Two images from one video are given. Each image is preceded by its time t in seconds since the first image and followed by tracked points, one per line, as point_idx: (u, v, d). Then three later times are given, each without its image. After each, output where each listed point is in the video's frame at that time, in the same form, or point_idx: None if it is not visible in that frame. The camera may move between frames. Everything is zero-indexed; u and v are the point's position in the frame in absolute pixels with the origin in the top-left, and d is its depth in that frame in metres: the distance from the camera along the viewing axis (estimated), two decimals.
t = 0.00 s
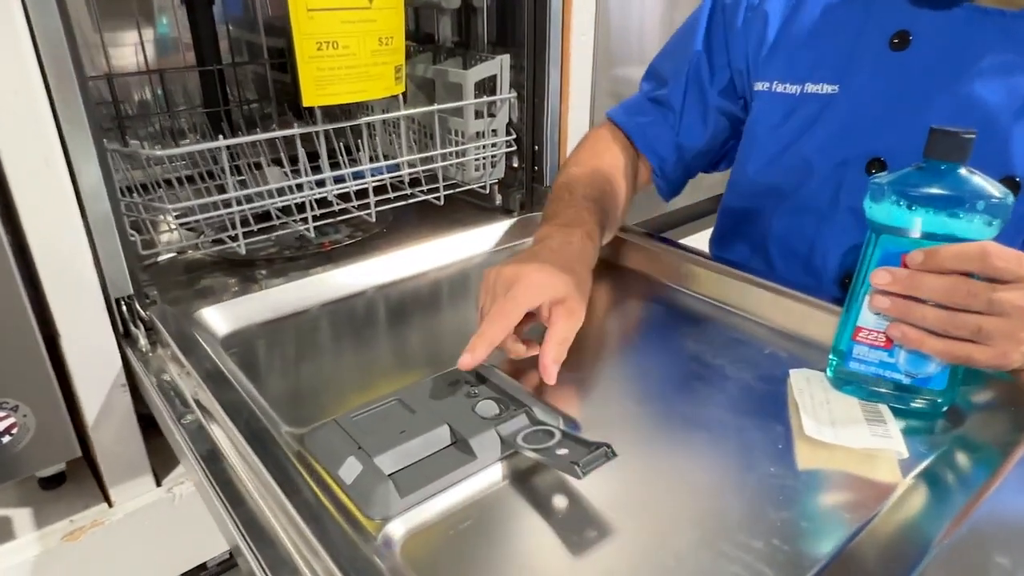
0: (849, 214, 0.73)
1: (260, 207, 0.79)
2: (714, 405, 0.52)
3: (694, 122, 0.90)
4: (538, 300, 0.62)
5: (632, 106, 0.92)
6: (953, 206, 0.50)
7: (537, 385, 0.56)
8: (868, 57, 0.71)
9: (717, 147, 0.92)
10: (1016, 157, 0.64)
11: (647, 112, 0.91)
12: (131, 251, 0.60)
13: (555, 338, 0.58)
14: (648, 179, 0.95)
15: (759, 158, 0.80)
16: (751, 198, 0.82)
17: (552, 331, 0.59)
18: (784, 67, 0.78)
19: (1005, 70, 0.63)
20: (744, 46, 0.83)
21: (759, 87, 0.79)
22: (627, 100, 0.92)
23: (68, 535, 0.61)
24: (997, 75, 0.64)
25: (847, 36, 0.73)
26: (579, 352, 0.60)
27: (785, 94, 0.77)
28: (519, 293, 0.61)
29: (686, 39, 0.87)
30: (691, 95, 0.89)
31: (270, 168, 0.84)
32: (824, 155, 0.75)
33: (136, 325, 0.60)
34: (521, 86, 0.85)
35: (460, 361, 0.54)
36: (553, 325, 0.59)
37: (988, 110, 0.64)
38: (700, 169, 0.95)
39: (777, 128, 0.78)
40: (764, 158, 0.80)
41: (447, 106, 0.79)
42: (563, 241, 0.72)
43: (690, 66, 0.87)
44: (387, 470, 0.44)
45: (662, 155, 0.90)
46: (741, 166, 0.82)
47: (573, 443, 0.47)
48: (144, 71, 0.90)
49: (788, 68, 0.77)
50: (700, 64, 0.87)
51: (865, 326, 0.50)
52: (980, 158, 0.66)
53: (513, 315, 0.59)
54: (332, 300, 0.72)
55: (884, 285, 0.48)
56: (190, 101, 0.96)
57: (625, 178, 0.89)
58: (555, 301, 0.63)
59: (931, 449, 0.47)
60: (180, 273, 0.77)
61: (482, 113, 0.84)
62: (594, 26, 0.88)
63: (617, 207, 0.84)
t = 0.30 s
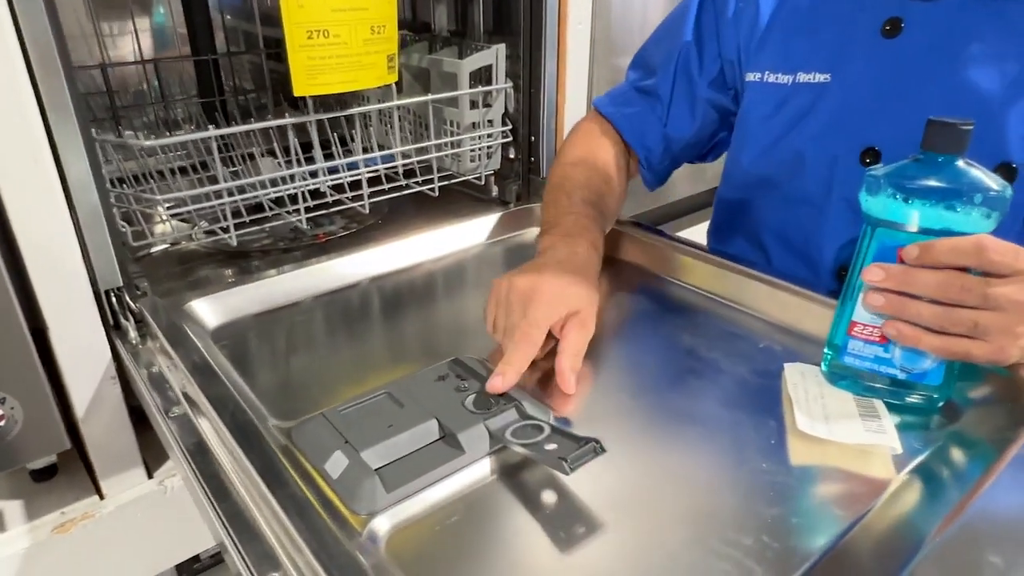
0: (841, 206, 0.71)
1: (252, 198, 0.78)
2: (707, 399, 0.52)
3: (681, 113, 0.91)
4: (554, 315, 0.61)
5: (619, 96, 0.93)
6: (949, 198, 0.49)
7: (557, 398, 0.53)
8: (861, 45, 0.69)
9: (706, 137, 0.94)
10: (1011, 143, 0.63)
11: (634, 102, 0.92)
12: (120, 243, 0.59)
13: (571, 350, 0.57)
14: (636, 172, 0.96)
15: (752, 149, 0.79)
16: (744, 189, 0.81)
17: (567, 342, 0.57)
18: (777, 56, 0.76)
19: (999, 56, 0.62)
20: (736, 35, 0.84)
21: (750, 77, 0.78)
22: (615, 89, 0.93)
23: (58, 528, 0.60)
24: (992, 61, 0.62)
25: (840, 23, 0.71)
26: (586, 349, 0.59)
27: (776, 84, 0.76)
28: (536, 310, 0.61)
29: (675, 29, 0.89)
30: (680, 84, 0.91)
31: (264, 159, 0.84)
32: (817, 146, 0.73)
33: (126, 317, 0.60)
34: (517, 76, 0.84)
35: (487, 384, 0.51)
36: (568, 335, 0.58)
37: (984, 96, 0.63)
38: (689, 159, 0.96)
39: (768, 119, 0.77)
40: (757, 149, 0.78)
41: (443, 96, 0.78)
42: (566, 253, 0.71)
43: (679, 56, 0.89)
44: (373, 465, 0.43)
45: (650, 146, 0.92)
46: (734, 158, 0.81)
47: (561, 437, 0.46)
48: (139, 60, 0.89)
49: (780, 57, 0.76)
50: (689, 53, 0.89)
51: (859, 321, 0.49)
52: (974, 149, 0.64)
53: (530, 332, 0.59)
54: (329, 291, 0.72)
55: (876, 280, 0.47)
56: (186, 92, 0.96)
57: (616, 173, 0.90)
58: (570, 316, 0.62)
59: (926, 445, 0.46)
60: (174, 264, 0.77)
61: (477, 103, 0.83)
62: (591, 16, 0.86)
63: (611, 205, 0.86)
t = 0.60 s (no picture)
0: (836, 199, 0.71)
1: (248, 192, 0.77)
2: (701, 395, 0.52)
3: (675, 106, 0.91)
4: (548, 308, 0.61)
5: (612, 92, 0.92)
6: (943, 194, 0.49)
7: (544, 392, 0.53)
8: (849, 34, 0.68)
9: (701, 131, 0.94)
10: (1003, 132, 0.61)
11: (628, 98, 0.92)
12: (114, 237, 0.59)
13: (560, 345, 0.57)
14: (633, 170, 0.96)
15: (744, 141, 0.78)
16: (737, 183, 0.81)
17: (557, 337, 0.57)
18: (767, 48, 0.76)
19: (988, 43, 0.62)
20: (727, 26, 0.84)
21: (741, 69, 0.77)
22: (609, 83, 0.93)
23: (53, 521, 0.61)
24: (981, 49, 0.62)
25: (829, 13, 0.71)
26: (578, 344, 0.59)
27: (767, 76, 0.76)
28: (530, 303, 0.61)
29: (667, 23, 0.89)
30: (673, 77, 0.91)
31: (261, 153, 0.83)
32: (808, 139, 0.72)
33: (120, 312, 0.60)
34: (515, 70, 0.83)
35: (481, 379, 0.51)
36: (558, 331, 0.58)
37: (973, 84, 0.62)
38: (685, 154, 0.96)
39: (759, 110, 0.76)
40: (749, 141, 0.77)
41: (439, 90, 0.78)
42: (562, 245, 0.72)
43: (672, 49, 0.89)
44: (364, 461, 0.43)
45: (645, 141, 0.92)
46: (728, 151, 0.80)
47: (553, 434, 0.47)
48: (136, 54, 0.89)
49: (770, 49, 0.75)
50: (681, 47, 0.89)
51: (853, 317, 0.49)
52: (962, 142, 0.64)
53: (524, 326, 0.58)
54: (326, 286, 0.72)
55: (869, 278, 0.47)
56: (184, 86, 0.95)
57: (613, 168, 0.91)
58: (564, 311, 0.62)
59: (920, 441, 0.46)
60: (171, 258, 0.77)
61: (474, 97, 0.83)
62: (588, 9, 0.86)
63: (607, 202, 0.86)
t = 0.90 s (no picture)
0: (830, 195, 0.71)
1: (243, 188, 0.77)
2: (693, 391, 0.52)
3: (670, 103, 0.91)
4: (543, 301, 0.61)
5: (607, 87, 0.93)
6: (935, 189, 0.49)
7: (537, 384, 0.54)
8: (842, 31, 0.68)
9: (695, 128, 0.94)
10: (996, 127, 0.61)
11: (622, 93, 0.92)
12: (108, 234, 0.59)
13: (553, 338, 0.57)
14: (628, 165, 0.96)
15: (739, 138, 0.78)
16: (732, 180, 0.81)
17: (550, 330, 0.58)
18: (760, 45, 0.75)
19: (980, 38, 0.61)
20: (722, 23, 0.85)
21: (734, 66, 0.77)
22: (605, 80, 0.93)
23: (48, 516, 0.61)
24: (974, 45, 0.61)
25: (823, 10, 0.71)
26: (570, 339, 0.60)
27: (760, 73, 0.76)
28: (525, 296, 0.62)
29: (662, 19, 0.89)
30: (667, 75, 0.91)
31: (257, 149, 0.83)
32: (802, 136, 0.72)
33: (115, 307, 0.60)
34: (511, 66, 0.83)
35: (475, 372, 0.52)
36: (552, 323, 0.59)
37: (964, 79, 0.62)
38: (678, 152, 0.96)
39: (753, 107, 0.76)
40: (745, 137, 0.77)
41: (435, 86, 0.77)
42: (559, 238, 0.72)
43: (667, 46, 0.89)
44: (355, 456, 0.43)
45: (639, 137, 0.91)
46: (724, 147, 0.80)
47: (544, 429, 0.47)
48: (133, 50, 0.89)
49: (763, 47, 0.75)
50: (676, 44, 0.89)
51: (846, 313, 0.49)
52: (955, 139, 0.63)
53: (520, 319, 0.59)
54: (320, 281, 0.72)
55: (861, 275, 0.47)
56: (181, 82, 0.95)
57: (608, 162, 0.91)
58: (559, 304, 0.63)
59: (911, 437, 0.46)
60: (166, 254, 0.77)
61: (470, 93, 0.83)
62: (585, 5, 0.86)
63: (602, 197, 0.86)
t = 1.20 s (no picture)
0: (825, 195, 0.71)
1: (241, 186, 0.77)
2: (688, 391, 0.52)
3: (669, 103, 0.91)
4: (536, 297, 0.62)
5: (606, 88, 0.93)
6: (931, 189, 0.49)
7: (524, 381, 0.54)
8: (840, 32, 0.68)
9: (695, 128, 0.94)
10: (992, 127, 0.61)
11: (621, 93, 0.92)
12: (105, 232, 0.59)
13: (544, 336, 0.57)
14: (626, 165, 0.96)
15: (737, 137, 0.78)
16: (730, 180, 0.81)
17: (541, 328, 0.58)
18: (757, 45, 0.75)
19: (978, 38, 0.61)
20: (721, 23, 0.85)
21: (732, 66, 0.77)
22: (604, 80, 0.93)
23: (45, 514, 0.61)
24: (972, 44, 0.61)
25: (821, 10, 0.70)
26: (563, 337, 0.60)
27: (758, 73, 0.75)
28: (518, 291, 0.62)
29: (661, 18, 0.89)
30: (667, 74, 0.91)
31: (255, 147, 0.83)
32: (799, 135, 0.72)
33: (111, 305, 0.59)
34: (509, 65, 0.84)
35: (469, 371, 0.51)
36: (543, 321, 0.59)
37: (962, 79, 0.61)
38: (677, 152, 0.96)
39: (751, 107, 0.76)
40: (743, 137, 0.77)
41: (433, 84, 0.77)
42: (553, 232, 0.72)
43: (666, 45, 0.89)
44: (350, 455, 0.43)
45: (638, 137, 0.91)
46: (722, 146, 0.80)
47: (538, 428, 0.47)
48: (132, 48, 0.89)
49: (761, 47, 0.75)
50: (675, 44, 0.89)
51: (841, 313, 0.49)
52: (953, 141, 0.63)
53: (512, 315, 0.59)
54: (318, 279, 0.72)
55: (856, 275, 0.47)
56: (180, 80, 0.96)
57: (606, 161, 0.91)
58: (552, 299, 0.63)
59: (906, 436, 0.46)
60: (163, 252, 0.77)
61: (468, 92, 0.83)
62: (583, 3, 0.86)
63: (598, 194, 0.86)
